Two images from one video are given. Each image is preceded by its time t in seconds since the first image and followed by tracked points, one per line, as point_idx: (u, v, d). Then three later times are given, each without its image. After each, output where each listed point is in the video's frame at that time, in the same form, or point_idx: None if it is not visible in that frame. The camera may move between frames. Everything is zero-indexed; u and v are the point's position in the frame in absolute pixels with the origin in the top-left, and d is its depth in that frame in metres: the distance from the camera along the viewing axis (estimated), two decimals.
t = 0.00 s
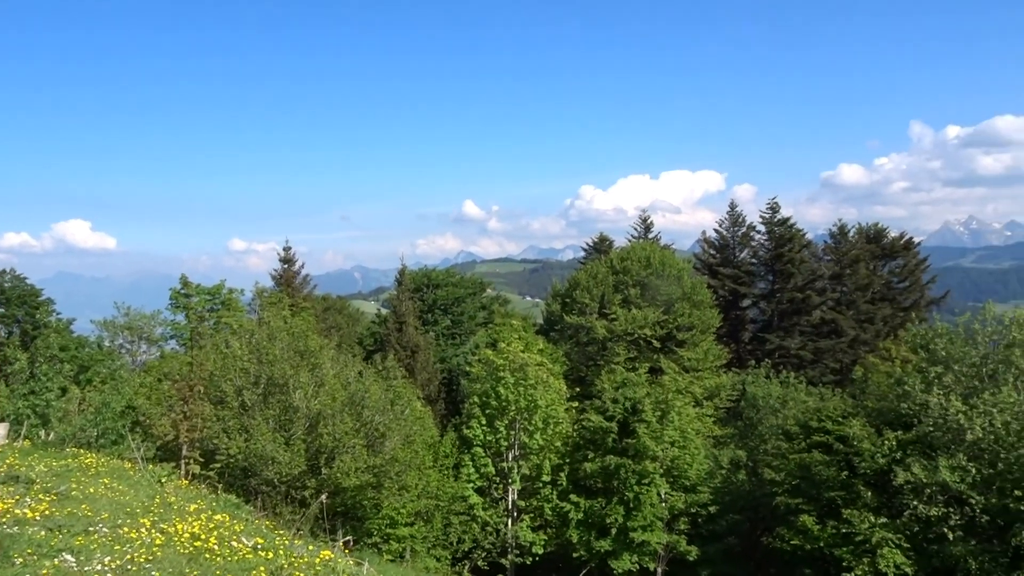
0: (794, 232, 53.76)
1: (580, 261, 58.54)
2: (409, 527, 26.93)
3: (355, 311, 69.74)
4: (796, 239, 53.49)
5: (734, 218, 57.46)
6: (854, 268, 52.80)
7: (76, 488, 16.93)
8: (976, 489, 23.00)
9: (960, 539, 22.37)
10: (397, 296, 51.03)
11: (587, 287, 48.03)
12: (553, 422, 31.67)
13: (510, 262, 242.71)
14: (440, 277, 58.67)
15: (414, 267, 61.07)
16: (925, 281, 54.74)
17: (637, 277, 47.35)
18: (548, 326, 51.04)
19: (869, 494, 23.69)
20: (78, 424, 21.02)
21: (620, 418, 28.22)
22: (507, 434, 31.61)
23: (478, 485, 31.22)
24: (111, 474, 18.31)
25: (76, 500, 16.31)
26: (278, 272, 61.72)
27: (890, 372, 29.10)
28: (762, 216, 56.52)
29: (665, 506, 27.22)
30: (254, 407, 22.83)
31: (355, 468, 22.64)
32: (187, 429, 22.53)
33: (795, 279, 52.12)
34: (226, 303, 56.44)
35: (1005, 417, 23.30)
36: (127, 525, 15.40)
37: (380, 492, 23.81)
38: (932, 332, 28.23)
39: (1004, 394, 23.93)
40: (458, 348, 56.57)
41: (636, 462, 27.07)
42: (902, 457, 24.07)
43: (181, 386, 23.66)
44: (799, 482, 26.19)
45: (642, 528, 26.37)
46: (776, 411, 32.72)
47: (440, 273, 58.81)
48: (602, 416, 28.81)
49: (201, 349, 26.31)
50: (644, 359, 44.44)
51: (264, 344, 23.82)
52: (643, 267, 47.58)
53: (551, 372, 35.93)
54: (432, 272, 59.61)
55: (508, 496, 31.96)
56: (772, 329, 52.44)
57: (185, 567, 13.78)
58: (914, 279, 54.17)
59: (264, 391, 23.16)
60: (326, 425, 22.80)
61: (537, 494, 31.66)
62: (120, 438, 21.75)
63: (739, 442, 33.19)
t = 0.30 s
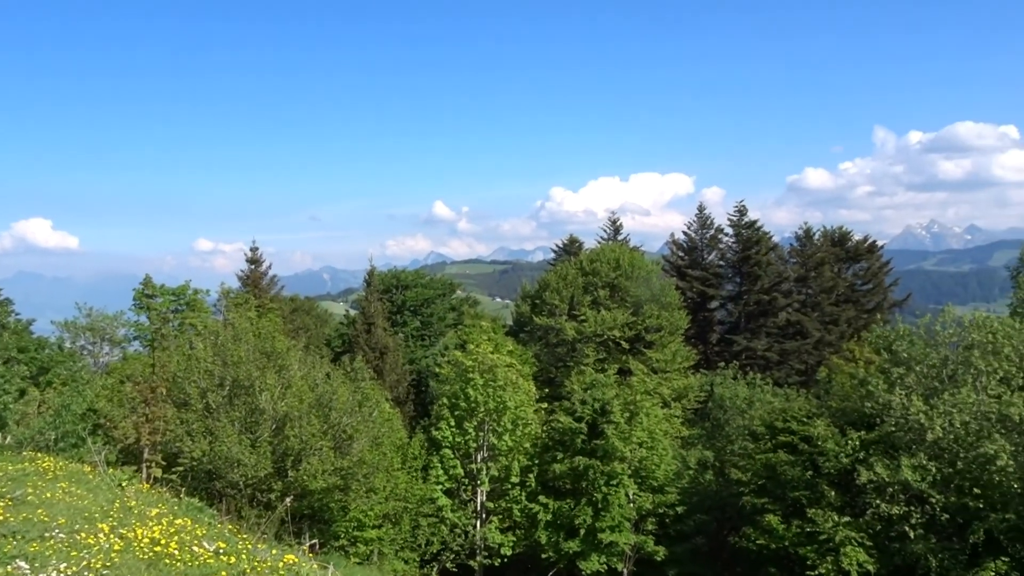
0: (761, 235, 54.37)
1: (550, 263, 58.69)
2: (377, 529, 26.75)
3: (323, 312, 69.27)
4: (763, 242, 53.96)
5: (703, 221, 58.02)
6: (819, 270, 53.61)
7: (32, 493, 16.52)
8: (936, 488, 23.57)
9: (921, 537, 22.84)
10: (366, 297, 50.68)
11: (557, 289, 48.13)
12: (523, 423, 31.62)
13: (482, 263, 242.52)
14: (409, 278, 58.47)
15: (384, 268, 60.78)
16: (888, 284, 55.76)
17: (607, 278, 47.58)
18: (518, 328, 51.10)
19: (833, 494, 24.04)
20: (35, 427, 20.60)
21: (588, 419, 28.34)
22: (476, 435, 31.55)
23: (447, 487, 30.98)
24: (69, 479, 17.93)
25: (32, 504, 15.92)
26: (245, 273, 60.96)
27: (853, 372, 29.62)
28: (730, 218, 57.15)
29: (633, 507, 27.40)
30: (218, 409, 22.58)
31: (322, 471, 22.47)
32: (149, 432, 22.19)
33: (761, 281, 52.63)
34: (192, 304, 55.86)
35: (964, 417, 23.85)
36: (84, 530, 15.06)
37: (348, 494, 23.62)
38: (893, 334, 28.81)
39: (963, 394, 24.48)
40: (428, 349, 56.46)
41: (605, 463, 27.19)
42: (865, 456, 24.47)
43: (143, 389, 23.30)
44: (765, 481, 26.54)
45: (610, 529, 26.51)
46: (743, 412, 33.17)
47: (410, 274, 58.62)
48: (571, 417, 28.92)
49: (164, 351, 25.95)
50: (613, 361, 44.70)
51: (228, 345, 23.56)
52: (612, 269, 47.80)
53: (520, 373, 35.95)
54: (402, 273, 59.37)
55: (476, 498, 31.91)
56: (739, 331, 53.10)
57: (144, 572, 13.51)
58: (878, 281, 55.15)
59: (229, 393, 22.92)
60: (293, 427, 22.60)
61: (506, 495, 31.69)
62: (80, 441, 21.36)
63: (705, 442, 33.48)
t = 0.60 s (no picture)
0: (739, 237, 54.77)
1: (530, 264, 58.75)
2: (355, 531, 26.55)
3: (301, 313, 68.84)
4: (742, 244, 54.25)
5: (682, 223, 58.37)
6: (797, 273, 54.06)
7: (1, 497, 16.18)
8: (911, 488, 23.92)
9: (896, 536, 23.10)
10: (345, 298, 50.33)
11: (537, 290, 48.13)
12: (502, 425, 31.73)
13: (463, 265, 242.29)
14: (389, 278, 58.23)
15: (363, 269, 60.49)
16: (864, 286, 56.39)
17: (587, 280, 47.68)
18: (498, 329, 51.05)
19: (810, 494, 24.23)
20: (5, 429, 20.27)
21: (568, 420, 28.35)
22: (456, 437, 31.45)
23: (427, 488, 30.87)
24: (40, 482, 17.61)
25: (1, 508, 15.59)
26: (222, 273, 60.33)
27: (830, 374, 29.93)
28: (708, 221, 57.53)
29: (612, 508, 27.49)
30: (194, 411, 22.38)
31: (300, 473, 22.28)
32: (123, 434, 21.91)
33: (739, 283, 53.05)
34: (168, 304, 55.25)
35: (938, 418, 24.20)
36: (54, 535, 14.78)
37: (326, 496, 23.41)
38: (870, 335, 29.13)
39: (937, 394, 24.86)
40: (407, 351, 56.33)
41: (584, 464, 27.23)
42: (842, 457, 24.72)
43: (117, 390, 23.00)
44: (743, 482, 26.72)
45: (590, 530, 26.55)
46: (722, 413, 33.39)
47: (389, 275, 58.40)
48: (551, 418, 28.92)
49: (139, 352, 25.64)
50: (593, 362, 44.83)
51: (205, 346, 23.34)
52: (592, 270, 47.88)
53: (501, 374, 35.89)
54: (381, 274, 59.10)
55: (456, 499, 31.82)
56: (718, 333, 53.54)
57: None
58: (854, 284, 55.76)
59: (205, 394, 22.73)
60: (270, 429, 22.42)
61: (486, 496, 31.63)
62: (52, 444, 21.04)
63: (685, 442, 33.61)
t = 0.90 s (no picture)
0: (716, 240, 55.14)
1: (508, 266, 58.78)
2: (331, 534, 26.35)
3: (278, 314, 68.33)
4: (719, 246, 54.63)
5: (660, 225, 58.63)
6: (773, 275, 54.50)
7: None
8: (884, 488, 24.22)
9: (869, 537, 23.34)
10: (322, 299, 49.96)
11: (515, 292, 48.09)
12: (479, 427, 31.75)
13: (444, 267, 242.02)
14: (366, 280, 58.00)
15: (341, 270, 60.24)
16: (839, 289, 56.98)
17: (564, 282, 47.74)
18: (477, 331, 50.92)
19: (785, 495, 24.46)
20: None
21: (545, 422, 28.37)
22: (433, 439, 31.37)
23: (403, 491, 30.76)
24: (7, 486, 17.32)
25: None
26: (197, 274, 59.70)
27: (805, 376, 30.21)
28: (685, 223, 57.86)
29: (589, 509, 27.54)
30: (167, 413, 22.18)
31: (275, 476, 22.12)
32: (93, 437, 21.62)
33: (716, 286, 53.39)
34: (142, 306, 54.75)
35: (911, 419, 24.49)
36: (20, 540, 14.53)
37: (302, 500, 23.21)
38: (843, 338, 29.44)
39: (910, 396, 25.13)
40: (384, 353, 56.21)
41: (561, 466, 27.26)
42: (816, 458, 24.94)
43: (87, 392, 22.69)
44: (719, 484, 26.88)
45: (567, 532, 26.59)
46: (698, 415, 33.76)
47: (367, 277, 58.17)
48: (528, 420, 28.93)
49: (111, 354, 25.32)
50: (571, 364, 44.97)
51: (178, 348, 23.11)
52: (570, 272, 47.93)
53: (478, 377, 35.85)
54: (358, 275, 58.84)
55: (433, 502, 31.79)
56: (695, 335, 53.90)
57: None
58: (829, 287, 56.31)
59: (178, 397, 22.54)
60: (245, 431, 22.26)
61: (463, 499, 31.58)
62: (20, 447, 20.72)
63: (662, 444, 33.76)
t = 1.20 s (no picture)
0: (698, 243, 55.41)
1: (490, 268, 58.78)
2: (312, 537, 26.19)
3: (260, 316, 68.04)
4: (701, 249, 54.90)
5: (643, 227, 58.76)
6: (754, 278, 54.78)
7: None
8: (864, 491, 24.35)
9: (849, 538, 23.48)
10: (304, 300, 49.69)
11: (497, 294, 48.05)
12: (462, 429, 31.75)
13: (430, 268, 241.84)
14: (349, 281, 57.86)
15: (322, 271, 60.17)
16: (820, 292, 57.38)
17: (547, 284, 47.77)
18: (459, 332, 50.79)
19: (765, 497, 24.61)
20: None
21: (528, 424, 28.39)
22: (415, 441, 31.27)
23: (384, 493, 30.63)
24: None
25: None
26: (177, 274, 59.29)
27: (786, 378, 30.39)
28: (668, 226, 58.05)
29: (571, 511, 27.56)
30: (147, 415, 22.08)
31: (256, 478, 22.02)
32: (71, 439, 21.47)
33: (698, 288, 53.65)
34: (121, 306, 54.68)
35: (890, 421, 24.64)
36: None
37: (283, 502, 23.04)
38: (824, 341, 29.66)
39: (891, 398, 25.23)
40: (366, 354, 56.13)
41: (543, 468, 27.26)
42: (797, 460, 25.09)
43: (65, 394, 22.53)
44: (700, 486, 26.98)
45: (549, 534, 26.62)
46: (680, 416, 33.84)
47: (349, 278, 58.05)
48: (510, 422, 28.94)
49: (89, 355, 25.14)
50: (553, 366, 45.09)
51: (158, 349, 23.00)
52: (553, 274, 47.99)
53: (461, 378, 35.83)
54: (341, 276, 58.68)
55: (415, 504, 31.75)
56: (676, 337, 54.21)
57: None
58: (810, 290, 56.66)
59: (158, 399, 22.43)
60: (226, 433, 22.16)
61: (445, 501, 31.56)
62: None
63: (644, 446, 33.86)
